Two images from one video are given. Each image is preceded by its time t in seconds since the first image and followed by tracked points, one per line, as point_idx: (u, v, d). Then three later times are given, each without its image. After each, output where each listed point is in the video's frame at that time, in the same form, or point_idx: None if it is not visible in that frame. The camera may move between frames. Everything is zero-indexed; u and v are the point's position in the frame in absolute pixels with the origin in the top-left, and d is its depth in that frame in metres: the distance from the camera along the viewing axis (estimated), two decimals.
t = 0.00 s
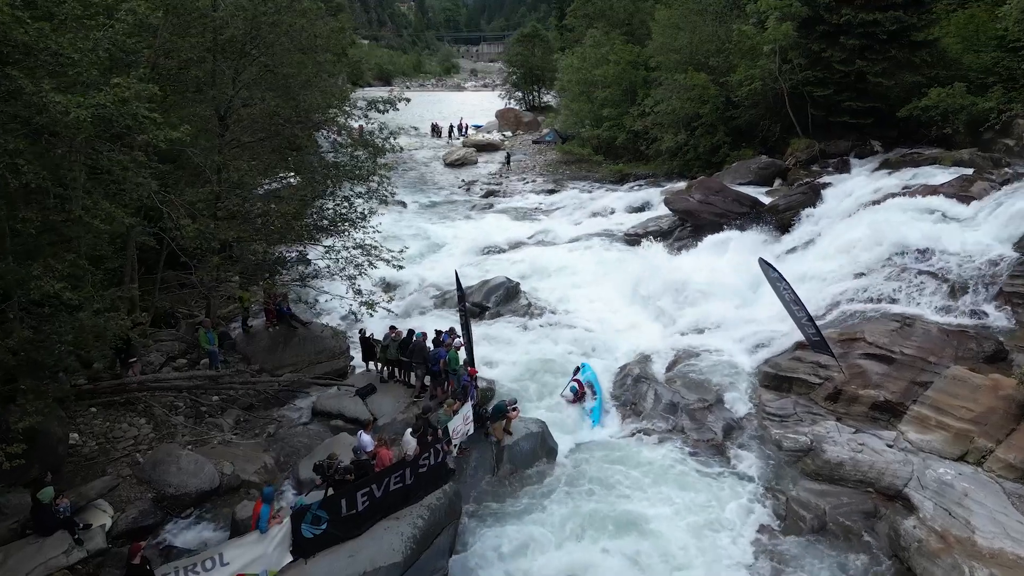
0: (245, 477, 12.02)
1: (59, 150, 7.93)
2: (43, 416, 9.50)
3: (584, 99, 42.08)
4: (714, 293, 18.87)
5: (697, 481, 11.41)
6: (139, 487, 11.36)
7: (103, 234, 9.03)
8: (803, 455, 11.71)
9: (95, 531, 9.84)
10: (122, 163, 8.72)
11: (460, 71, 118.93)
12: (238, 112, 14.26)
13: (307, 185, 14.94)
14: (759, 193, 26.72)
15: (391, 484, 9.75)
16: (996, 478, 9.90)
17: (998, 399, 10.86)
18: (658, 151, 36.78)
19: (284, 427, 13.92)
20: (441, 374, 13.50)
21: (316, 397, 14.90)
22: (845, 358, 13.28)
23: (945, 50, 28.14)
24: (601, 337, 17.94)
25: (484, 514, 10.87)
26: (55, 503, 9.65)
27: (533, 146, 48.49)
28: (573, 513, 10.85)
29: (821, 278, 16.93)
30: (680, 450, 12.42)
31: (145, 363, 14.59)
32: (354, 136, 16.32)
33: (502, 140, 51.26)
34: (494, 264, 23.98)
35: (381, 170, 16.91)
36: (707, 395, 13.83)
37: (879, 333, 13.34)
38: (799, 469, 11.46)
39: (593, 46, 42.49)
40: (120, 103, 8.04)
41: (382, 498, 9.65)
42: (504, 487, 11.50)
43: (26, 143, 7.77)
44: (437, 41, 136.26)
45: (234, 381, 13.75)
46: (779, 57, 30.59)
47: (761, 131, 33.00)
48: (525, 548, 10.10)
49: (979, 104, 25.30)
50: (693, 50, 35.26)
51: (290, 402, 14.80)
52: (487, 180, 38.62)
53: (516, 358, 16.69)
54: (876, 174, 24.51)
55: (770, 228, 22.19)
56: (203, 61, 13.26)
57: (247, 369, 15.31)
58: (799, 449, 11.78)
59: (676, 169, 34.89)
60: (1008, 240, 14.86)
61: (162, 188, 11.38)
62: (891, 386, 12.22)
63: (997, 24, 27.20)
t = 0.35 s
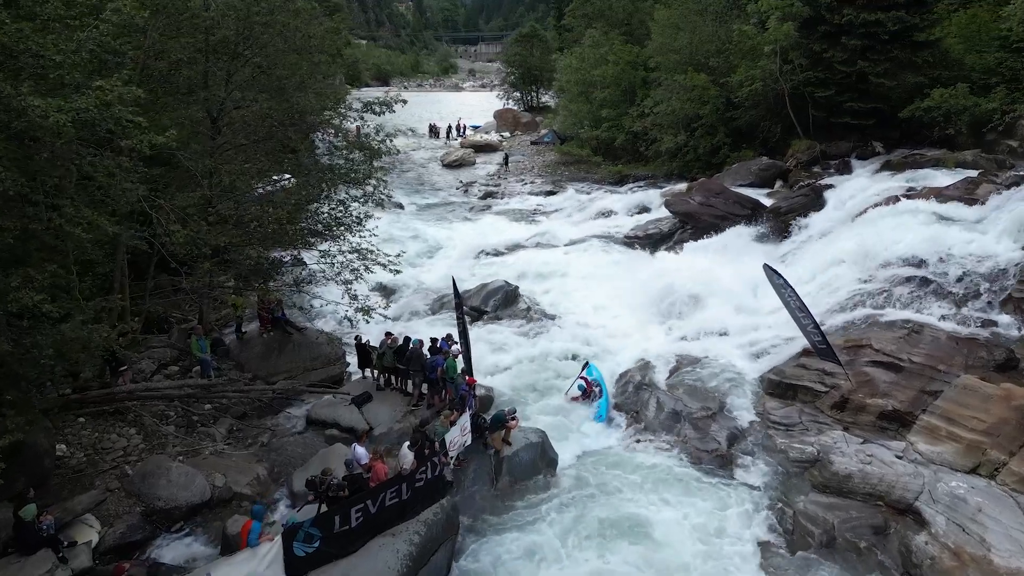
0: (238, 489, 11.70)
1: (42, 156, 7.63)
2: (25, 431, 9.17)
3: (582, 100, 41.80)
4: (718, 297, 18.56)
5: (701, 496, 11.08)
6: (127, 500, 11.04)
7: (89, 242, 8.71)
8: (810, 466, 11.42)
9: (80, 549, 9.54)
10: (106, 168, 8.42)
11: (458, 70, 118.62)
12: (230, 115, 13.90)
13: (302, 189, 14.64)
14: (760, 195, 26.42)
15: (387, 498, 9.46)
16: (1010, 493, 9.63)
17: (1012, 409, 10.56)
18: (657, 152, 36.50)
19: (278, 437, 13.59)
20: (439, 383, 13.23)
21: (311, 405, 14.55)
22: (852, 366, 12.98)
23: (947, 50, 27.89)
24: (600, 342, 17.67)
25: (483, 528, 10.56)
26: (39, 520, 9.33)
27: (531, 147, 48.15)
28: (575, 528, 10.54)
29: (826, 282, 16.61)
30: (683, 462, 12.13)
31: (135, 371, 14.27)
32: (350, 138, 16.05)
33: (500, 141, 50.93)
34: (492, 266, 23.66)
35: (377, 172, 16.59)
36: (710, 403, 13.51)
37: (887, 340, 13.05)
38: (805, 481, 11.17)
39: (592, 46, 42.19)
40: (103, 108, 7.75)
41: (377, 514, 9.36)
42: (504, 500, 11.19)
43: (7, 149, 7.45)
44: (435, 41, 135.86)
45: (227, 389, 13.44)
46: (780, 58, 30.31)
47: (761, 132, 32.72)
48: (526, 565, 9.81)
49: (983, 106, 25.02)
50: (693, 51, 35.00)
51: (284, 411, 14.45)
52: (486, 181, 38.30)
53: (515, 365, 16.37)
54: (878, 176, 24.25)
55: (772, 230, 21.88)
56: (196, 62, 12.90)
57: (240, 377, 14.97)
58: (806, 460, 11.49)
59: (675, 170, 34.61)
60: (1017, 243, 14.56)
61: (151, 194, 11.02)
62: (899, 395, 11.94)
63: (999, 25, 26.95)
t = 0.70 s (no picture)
0: (228, 503, 11.34)
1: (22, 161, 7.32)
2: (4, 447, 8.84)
3: (581, 100, 41.46)
4: (721, 303, 18.23)
5: (707, 511, 10.75)
6: (114, 516, 10.68)
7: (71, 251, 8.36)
8: (818, 479, 11.10)
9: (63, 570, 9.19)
10: (87, 175, 8.09)
11: (456, 70, 118.18)
12: (221, 118, 13.55)
13: (296, 193, 14.30)
14: (761, 197, 26.11)
15: (382, 517, 9.12)
16: None
17: None
18: (657, 154, 36.18)
19: (270, 449, 13.23)
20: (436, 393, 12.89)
21: (305, 415, 14.19)
22: (859, 375, 12.64)
23: (949, 51, 27.60)
24: (600, 348, 17.36)
25: (481, 546, 10.21)
26: (19, 540, 8.98)
27: (529, 148, 47.77)
28: (577, 545, 10.19)
29: (832, 288, 16.29)
30: (686, 474, 11.76)
31: (124, 381, 13.90)
32: (346, 142, 15.72)
33: (498, 141, 50.57)
34: (490, 270, 23.32)
35: (373, 176, 16.25)
36: (714, 412, 13.19)
37: (895, 348, 12.75)
38: (813, 495, 10.85)
39: (591, 46, 41.85)
40: (82, 112, 7.43)
41: (371, 533, 9.02)
42: (502, 515, 10.83)
43: None
44: (433, 41, 135.39)
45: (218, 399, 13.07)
46: (780, 59, 30.03)
47: (761, 133, 32.41)
48: None
49: (986, 107, 24.72)
50: (693, 51, 34.73)
51: (277, 421, 14.10)
52: (484, 183, 37.96)
53: (514, 373, 16.03)
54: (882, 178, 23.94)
55: (774, 234, 21.57)
56: (185, 64, 12.56)
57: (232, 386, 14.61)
58: (813, 473, 11.18)
59: (675, 172, 34.30)
60: None
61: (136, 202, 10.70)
62: (909, 406, 11.63)
63: (1002, 25, 26.65)
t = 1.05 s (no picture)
0: (219, 517, 10.99)
1: None
2: None
3: (580, 101, 41.15)
4: (723, 308, 17.91)
5: (713, 526, 10.45)
6: (101, 532, 10.34)
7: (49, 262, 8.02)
8: (826, 492, 10.82)
9: None
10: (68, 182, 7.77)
11: (454, 70, 117.86)
12: (213, 120, 13.23)
13: (291, 196, 13.97)
14: (763, 200, 25.82)
15: (377, 535, 8.81)
16: None
17: None
18: (656, 155, 35.89)
19: (264, 460, 12.89)
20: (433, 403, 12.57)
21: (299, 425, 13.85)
22: (867, 383, 12.33)
23: (952, 51, 27.33)
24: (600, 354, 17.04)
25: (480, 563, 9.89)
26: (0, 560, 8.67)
27: (527, 149, 47.43)
28: (580, 562, 9.89)
29: (839, 293, 15.98)
30: (690, 487, 11.44)
31: (114, 390, 13.57)
32: (342, 144, 15.40)
33: (496, 142, 50.24)
34: (489, 273, 23.00)
35: (369, 179, 15.92)
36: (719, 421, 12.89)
37: (904, 356, 12.45)
38: (821, 508, 10.56)
39: (591, 46, 41.55)
40: (62, 116, 7.13)
41: (366, 551, 8.70)
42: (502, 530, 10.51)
43: None
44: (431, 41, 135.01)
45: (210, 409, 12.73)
46: (781, 59, 29.78)
47: (762, 134, 32.14)
48: None
49: (990, 108, 24.45)
50: (693, 52, 34.46)
51: (270, 430, 13.75)
52: (482, 184, 37.64)
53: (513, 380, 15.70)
54: (885, 180, 23.66)
55: (776, 237, 21.27)
56: (176, 65, 12.25)
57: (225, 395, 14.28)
58: (820, 486, 10.89)
59: (674, 173, 34.02)
60: None
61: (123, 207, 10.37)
62: (919, 416, 11.35)
63: (1006, 25, 26.36)
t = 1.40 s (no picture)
0: (209, 533, 10.64)
1: None
2: None
3: (579, 101, 40.84)
4: (725, 313, 17.59)
5: (719, 541, 10.14)
6: (86, 549, 9.98)
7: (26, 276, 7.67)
8: (834, 506, 10.51)
9: None
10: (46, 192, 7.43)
11: (451, 70, 117.54)
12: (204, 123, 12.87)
13: (284, 200, 13.63)
14: (764, 202, 25.51)
15: (373, 555, 8.51)
16: None
17: None
18: (655, 155, 35.57)
19: (256, 472, 12.54)
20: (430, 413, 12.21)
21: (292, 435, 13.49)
22: (876, 393, 12.01)
23: (955, 51, 27.05)
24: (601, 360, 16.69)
25: None
26: None
27: (525, 150, 47.07)
28: None
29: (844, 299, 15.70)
30: (695, 501, 11.10)
31: (102, 400, 13.20)
32: (336, 147, 15.07)
33: (493, 143, 49.90)
34: (486, 276, 22.65)
35: (364, 183, 15.57)
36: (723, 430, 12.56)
37: (913, 365, 12.14)
38: (831, 522, 10.25)
39: (589, 46, 41.23)
40: (38, 121, 6.82)
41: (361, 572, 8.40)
42: (501, 546, 10.19)
43: None
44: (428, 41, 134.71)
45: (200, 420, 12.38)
46: (782, 60, 29.49)
47: (763, 135, 31.84)
48: None
49: (993, 109, 24.18)
50: (693, 52, 34.14)
51: (263, 441, 13.39)
52: (480, 185, 37.29)
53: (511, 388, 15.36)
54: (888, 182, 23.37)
55: (778, 240, 20.94)
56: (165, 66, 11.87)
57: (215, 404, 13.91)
58: (829, 499, 10.58)
59: (674, 175, 33.71)
60: None
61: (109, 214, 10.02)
62: (930, 427, 11.05)
63: (1009, 25, 26.09)
